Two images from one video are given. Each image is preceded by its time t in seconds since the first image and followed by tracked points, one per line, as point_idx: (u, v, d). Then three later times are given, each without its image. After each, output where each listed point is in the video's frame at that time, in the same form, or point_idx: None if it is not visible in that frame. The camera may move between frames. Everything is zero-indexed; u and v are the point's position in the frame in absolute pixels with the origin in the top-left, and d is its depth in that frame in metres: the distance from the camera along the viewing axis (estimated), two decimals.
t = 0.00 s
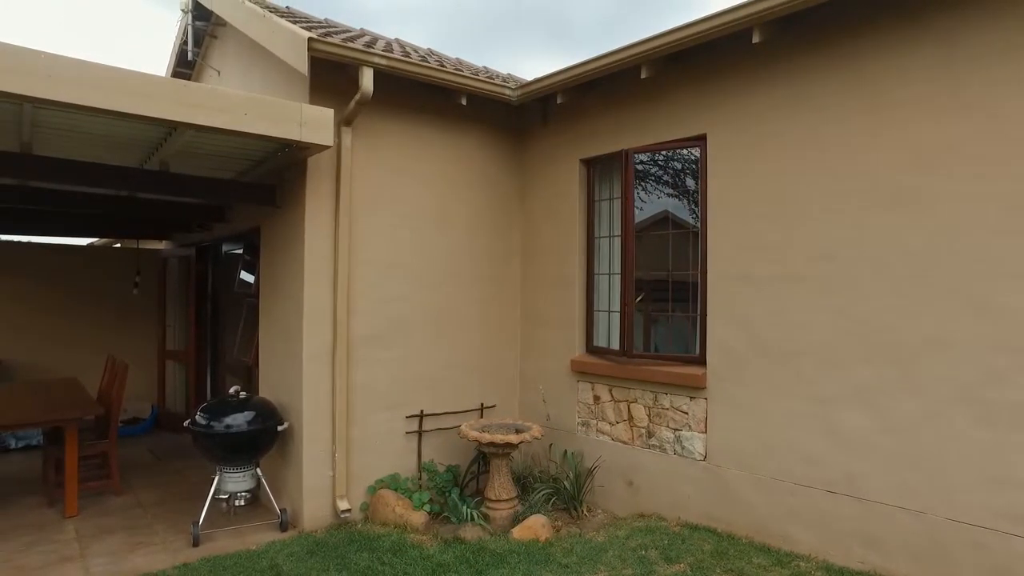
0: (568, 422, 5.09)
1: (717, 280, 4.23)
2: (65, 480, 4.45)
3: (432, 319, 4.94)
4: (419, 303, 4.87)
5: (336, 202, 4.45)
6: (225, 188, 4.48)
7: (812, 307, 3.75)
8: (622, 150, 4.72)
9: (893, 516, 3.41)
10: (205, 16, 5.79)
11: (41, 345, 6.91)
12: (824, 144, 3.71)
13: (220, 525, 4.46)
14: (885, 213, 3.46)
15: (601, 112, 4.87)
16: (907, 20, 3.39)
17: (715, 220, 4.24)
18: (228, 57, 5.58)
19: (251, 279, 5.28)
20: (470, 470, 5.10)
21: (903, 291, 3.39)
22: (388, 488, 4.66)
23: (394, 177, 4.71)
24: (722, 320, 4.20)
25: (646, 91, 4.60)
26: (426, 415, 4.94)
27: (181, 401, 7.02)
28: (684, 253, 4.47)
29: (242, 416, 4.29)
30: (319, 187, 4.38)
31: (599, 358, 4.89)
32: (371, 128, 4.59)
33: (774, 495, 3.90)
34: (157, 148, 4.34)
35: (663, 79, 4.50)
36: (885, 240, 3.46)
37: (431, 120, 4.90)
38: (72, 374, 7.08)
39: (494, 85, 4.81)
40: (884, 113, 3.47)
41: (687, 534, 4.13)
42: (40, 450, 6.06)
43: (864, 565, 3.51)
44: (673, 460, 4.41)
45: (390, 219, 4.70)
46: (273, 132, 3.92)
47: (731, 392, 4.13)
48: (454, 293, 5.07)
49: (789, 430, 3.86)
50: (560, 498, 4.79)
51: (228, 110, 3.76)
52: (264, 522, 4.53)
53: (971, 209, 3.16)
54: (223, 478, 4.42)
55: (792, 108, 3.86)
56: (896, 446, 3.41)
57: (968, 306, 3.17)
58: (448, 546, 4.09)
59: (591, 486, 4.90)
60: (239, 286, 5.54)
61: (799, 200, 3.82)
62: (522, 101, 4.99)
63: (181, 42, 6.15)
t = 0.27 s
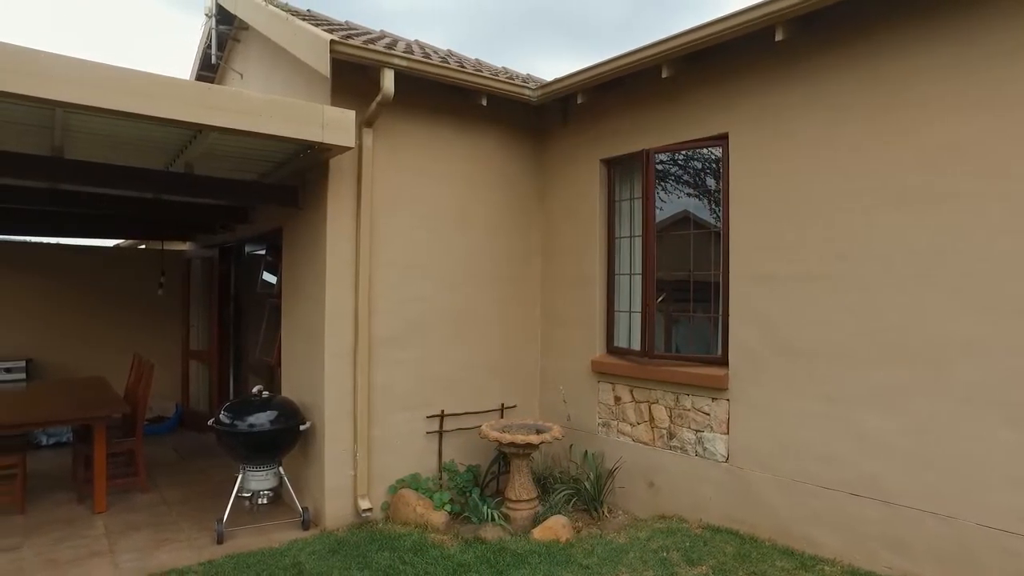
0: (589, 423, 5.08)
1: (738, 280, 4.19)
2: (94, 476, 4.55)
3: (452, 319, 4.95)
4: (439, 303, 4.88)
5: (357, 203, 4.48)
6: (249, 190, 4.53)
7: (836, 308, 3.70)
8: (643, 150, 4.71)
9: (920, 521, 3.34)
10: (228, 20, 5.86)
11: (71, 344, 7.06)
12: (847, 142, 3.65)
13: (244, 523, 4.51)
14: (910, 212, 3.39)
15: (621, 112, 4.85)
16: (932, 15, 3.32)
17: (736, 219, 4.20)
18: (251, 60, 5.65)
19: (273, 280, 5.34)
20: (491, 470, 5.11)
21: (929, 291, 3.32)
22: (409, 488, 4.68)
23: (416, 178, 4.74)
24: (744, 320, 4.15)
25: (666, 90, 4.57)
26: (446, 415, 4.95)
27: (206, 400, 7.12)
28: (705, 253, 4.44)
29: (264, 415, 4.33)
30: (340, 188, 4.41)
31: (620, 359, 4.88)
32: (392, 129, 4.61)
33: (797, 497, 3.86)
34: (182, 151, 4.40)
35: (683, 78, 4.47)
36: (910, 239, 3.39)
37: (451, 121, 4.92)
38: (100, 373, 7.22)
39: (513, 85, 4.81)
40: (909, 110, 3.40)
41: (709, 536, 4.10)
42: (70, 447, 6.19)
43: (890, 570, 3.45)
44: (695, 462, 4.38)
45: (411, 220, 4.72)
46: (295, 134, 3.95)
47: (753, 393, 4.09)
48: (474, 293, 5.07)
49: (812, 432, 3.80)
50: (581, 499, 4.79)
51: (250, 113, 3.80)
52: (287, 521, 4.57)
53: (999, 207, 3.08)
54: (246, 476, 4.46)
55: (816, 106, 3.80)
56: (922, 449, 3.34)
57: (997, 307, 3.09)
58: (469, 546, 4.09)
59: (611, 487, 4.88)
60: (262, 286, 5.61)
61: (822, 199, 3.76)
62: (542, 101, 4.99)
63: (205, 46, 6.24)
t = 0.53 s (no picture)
0: (611, 424, 5.06)
1: (764, 281, 4.14)
2: (123, 473, 4.63)
3: (474, 320, 4.96)
4: (461, 304, 4.89)
5: (380, 204, 4.51)
6: (273, 191, 4.59)
7: (865, 309, 3.64)
8: (666, 150, 4.68)
9: (952, 526, 3.28)
10: (252, 24, 5.95)
11: (99, 344, 7.19)
12: (876, 141, 3.60)
13: (268, 520, 4.56)
14: (942, 212, 3.33)
15: (644, 112, 4.84)
16: (966, 11, 3.26)
17: (762, 219, 4.16)
18: (275, 63, 5.72)
19: (297, 281, 5.39)
20: (512, 470, 5.11)
21: (962, 293, 3.26)
22: (431, 487, 4.70)
23: (439, 179, 4.76)
24: (770, 321, 4.11)
25: (690, 90, 4.54)
26: (469, 415, 4.96)
27: (230, 399, 7.21)
28: (729, 253, 4.40)
29: (289, 415, 4.37)
30: (363, 190, 4.44)
31: (642, 359, 4.85)
32: (415, 131, 4.64)
33: (824, 501, 3.81)
34: (208, 153, 4.46)
35: (708, 77, 4.44)
36: (942, 239, 3.33)
37: (473, 122, 4.93)
38: (128, 372, 7.34)
39: (535, 85, 4.81)
40: (941, 108, 3.34)
41: (733, 539, 4.06)
42: (99, 444, 6.31)
43: None
44: (719, 464, 4.34)
45: (433, 221, 4.74)
46: (320, 135, 3.98)
47: (779, 395, 4.04)
48: (495, 293, 5.08)
49: (840, 435, 3.75)
50: (604, 500, 4.76)
51: (277, 115, 3.84)
52: (310, 519, 4.61)
53: None
54: (271, 475, 4.51)
55: (844, 105, 3.75)
56: (954, 454, 3.28)
57: None
58: (492, 546, 4.10)
59: (633, 488, 4.86)
60: (286, 287, 5.67)
61: (850, 198, 3.71)
62: (564, 102, 4.99)
63: (230, 50, 6.32)
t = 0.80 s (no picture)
0: (634, 425, 5.04)
1: (789, 281, 4.10)
2: (151, 470, 4.70)
3: (496, 320, 4.97)
4: (483, 304, 4.90)
5: (403, 205, 4.53)
6: (298, 193, 4.63)
7: (894, 310, 3.59)
8: (689, 149, 4.65)
9: (984, 532, 3.21)
10: (276, 28, 6.03)
11: (127, 343, 7.33)
12: (905, 139, 3.54)
13: (293, 519, 4.60)
14: (974, 211, 3.27)
15: (667, 112, 4.81)
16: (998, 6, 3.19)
17: (787, 219, 4.12)
18: (299, 66, 5.78)
19: (321, 281, 5.44)
20: (534, 470, 5.11)
21: (995, 293, 3.19)
22: (454, 487, 4.71)
23: (461, 180, 4.77)
24: (795, 322, 4.06)
25: (713, 89, 4.51)
26: (491, 416, 4.97)
27: (254, 398, 7.30)
28: (753, 254, 4.37)
29: (313, 414, 4.41)
30: (386, 191, 4.46)
31: (665, 360, 4.82)
32: (438, 132, 4.66)
33: (852, 505, 3.75)
34: (234, 156, 4.52)
35: (731, 76, 4.41)
36: (974, 239, 3.27)
37: (495, 123, 4.94)
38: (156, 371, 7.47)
39: (557, 86, 4.81)
40: (972, 105, 3.28)
41: (758, 542, 4.02)
42: (129, 441, 6.42)
43: None
44: (743, 466, 4.30)
45: (456, 222, 4.76)
46: (344, 137, 4.01)
47: (806, 397, 3.99)
48: (517, 294, 5.08)
49: (868, 438, 3.70)
50: (626, 502, 4.74)
51: (302, 118, 3.88)
52: (334, 517, 4.65)
53: None
54: (296, 474, 4.55)
55: (872, 103, 3.69)
56: (987, 458, 3.21)
57: None
58: (515, 547, 4.10)
59: (656, 490, 4.84)
60: (309, 287, 5.72)
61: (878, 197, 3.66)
62: (586, 102, 4.97)
63: (255, 53, 6.41)
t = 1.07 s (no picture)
0: (657, 426, 5.01)
1: (816, 282, 4.05)
2: (179, 468, 4.78)
3: (519, 321, 4.98)
4: (505, 305, 4.90)
5: (426, 206, 4.56)
6: (322, 194, 4.68)
7: (924, 310, 3.53)
8: (714, 149, 4.62)
9: (1019, 537, 3.14)
10: (300, 31, 6.10)
11: (155, 343, 7.45)
12: (936, 136, 3.48)
13: (318, 517, 4.65)
14: (1007, 209, 3.20)
15: (691, 111, 4.78)
16: None
17: (813, 218, 4.07)
18: (323, 69, 5.84)
19: (345, 282, 5.49)
20: (557, 471, 5.10)
21: None
22: (477, 487, 4.73)
23: (484, 181, 4.78)
24: (822, 323, 4.01)
25: (738, 87, 4.48)
26: (514, 416, 4.97)
27: (278, 397, 7.38)
28: (779, 254, 4.32)
29: (337, 414, 4.45)
30: (410, 192, 4.49)
31: (689, 361, 4.80)
32: (461, 133, 4.68)
33: (881, 509, 3.70)
34: (260, 158, 4.58)
35: (756, 74, 4.37)
36: (1008, 238, 3.20)
37: (518, 123, 4.94)
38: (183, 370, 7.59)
39: (580, 86, 4.80)
40: (1006, 101, 3.21)
41: (784, 545, 3.98)
42: (158, 439, 6.52)
43: None
44: (769, 468, 4.26)
45: (479, 223, 4.77)
46: (368, 139, 4.04)
47: (833, 399, 3.94)
48: (540, 294, 5.08)
49: (897, 440, 3.64)
50: (650, 503, 4.71)
51: (327, 120, 3.92)
52: (359, 516, 4.68)
53: None
54: (320, 473, 4.59)
55: (902, 100, 3.64)
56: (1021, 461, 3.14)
57: None
58: (538, 547, 4.10)
59: (680, 492, 4.80)
60: (333, 288, 5.78)
61: (908, 196, 3.60)
62: (609, 101, 4.96)
63: (279, 57, 6.49)
